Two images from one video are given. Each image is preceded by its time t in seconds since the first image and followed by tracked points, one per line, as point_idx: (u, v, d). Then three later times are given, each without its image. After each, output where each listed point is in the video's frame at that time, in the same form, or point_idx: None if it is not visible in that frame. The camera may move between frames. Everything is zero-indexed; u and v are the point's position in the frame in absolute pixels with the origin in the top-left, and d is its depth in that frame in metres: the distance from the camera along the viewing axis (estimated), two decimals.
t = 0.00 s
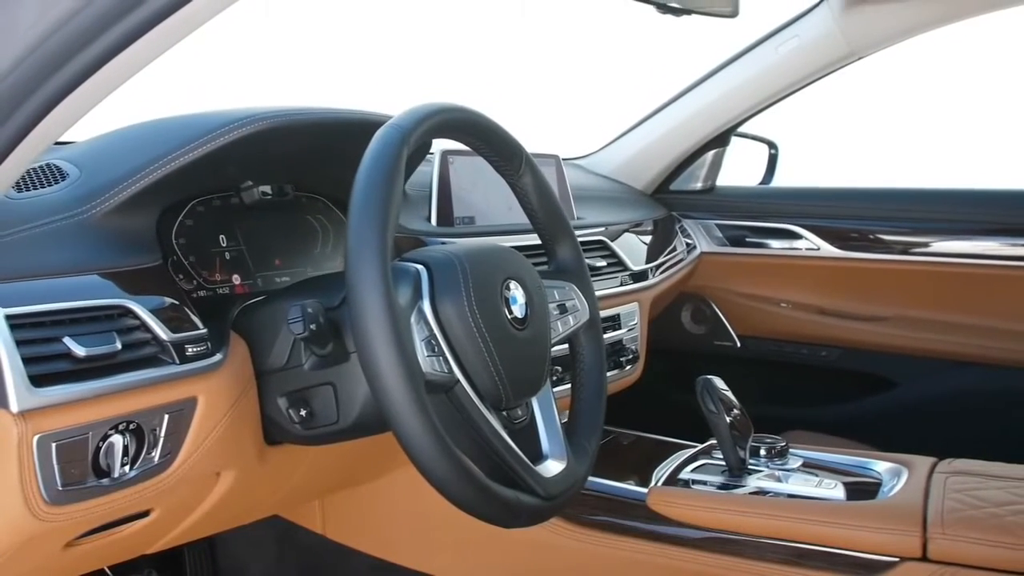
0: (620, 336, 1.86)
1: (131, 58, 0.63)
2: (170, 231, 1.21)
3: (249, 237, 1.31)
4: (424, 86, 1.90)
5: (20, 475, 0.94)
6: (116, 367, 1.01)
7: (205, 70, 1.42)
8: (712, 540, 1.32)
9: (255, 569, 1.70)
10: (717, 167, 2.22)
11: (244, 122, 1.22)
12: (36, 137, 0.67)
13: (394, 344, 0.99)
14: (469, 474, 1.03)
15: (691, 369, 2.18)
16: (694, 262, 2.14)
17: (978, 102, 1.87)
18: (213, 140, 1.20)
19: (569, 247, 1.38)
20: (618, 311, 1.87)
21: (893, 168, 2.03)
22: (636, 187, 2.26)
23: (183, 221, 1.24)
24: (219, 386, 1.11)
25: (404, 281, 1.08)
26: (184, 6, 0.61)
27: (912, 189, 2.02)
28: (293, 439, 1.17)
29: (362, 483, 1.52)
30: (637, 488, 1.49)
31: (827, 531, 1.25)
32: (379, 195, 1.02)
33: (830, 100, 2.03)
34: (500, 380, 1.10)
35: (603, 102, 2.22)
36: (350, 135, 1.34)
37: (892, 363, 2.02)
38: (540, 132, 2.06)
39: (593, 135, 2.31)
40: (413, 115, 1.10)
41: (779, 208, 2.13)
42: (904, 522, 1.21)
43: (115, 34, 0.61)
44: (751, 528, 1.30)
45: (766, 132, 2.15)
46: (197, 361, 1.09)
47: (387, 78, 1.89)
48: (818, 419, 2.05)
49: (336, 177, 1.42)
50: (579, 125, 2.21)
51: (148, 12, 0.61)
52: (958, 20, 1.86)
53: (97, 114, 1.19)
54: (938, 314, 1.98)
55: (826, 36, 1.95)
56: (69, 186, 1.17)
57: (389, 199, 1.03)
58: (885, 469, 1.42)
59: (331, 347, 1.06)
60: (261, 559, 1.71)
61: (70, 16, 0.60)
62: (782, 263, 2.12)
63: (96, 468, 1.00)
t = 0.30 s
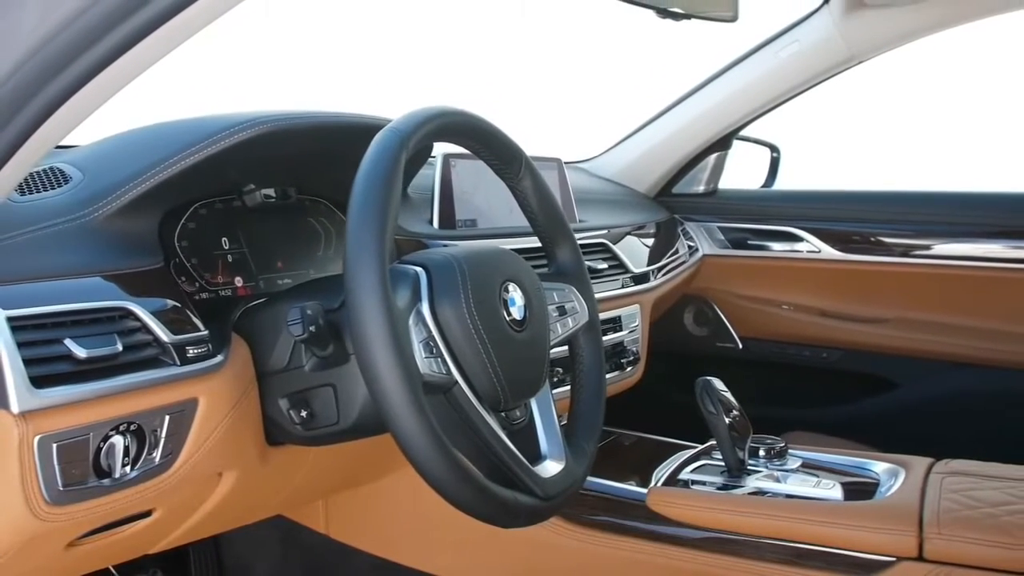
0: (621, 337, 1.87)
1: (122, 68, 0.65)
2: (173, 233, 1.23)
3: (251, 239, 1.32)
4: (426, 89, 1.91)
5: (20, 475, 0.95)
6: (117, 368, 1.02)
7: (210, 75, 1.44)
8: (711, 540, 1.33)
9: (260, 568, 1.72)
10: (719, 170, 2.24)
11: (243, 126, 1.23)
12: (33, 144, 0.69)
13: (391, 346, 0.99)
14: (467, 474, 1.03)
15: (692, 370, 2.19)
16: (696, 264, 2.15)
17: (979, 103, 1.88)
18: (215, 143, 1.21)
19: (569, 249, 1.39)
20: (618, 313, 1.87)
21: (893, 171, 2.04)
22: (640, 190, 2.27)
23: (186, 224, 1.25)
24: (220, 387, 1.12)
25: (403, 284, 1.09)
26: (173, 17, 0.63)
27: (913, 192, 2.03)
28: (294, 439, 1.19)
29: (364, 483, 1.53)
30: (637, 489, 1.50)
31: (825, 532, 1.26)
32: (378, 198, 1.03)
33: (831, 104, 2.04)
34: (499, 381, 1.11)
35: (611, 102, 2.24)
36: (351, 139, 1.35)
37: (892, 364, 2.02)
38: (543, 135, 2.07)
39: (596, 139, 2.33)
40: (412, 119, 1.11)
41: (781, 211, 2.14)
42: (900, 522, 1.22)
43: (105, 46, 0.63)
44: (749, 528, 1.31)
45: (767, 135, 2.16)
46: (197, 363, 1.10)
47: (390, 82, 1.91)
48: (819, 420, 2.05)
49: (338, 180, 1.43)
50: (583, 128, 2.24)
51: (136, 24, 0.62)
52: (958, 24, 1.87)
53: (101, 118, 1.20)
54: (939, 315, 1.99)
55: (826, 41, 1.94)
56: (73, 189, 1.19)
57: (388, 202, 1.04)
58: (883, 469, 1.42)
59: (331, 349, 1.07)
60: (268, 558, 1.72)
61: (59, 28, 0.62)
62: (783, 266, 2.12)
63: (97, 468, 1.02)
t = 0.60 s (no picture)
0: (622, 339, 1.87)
1: (117, 76, 0.67)
2: (175, 235, 1.24)
3: (253, 241, 1.33)
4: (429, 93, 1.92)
5: (20, 475, 0.96)
6: (118, 369, 1.03)
7: (208, 76, 1.44)
8: (709, 540, 1.33)
9: (265, 568, 1.74)
10: (721, 173, 2.26)
11: (245, 129, 1.25)
12: (30, 150, 0.70)
13: (388, 347, 1.00)
14: (463, 474, 1.04)
15: (694, 372, 2.20)
16: (697, 267, 2.16)
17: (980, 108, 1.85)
18: (218, 146, 1.22)
19: (568, 251, 1.39)
20: (619, 316, 1.87)
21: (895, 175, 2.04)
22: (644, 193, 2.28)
23: (188, 226, 1.26)
24: (221, 388, 1.13)
25: (402, 286, 1.10)
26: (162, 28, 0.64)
27: (915, 195, 2.03)
28: (295, 439, 1.20)
29: (367, 484, 1.55)
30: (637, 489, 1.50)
31: (823, 532, 1.26)
32: (376, 201, 1.04)
33: (833, 107, 2.05)
34: (496, 382, 1.12)
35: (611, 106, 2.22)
36: (351, 143, 1.37)
37: (893, 366, 2.02)
38: (545, 137, 2.08)
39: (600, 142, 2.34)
40: (412, 122, 1.13)
41: (783, 214, 2.15)
42: (897, 522, 1.22)
43: (97, 55, 0.64)
44: (748, 528, 1.31)
45: (769, 139, 2.17)
46: (197, 364, 1.12)
47: (396, 85, 1.92)
48: (820, 421, 2.06)
49: (341, 183, 1.44)
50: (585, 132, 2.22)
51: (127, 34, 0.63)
52: (957, 28, 1.88)
53: (104, 121, 1.22)
54: (940, 317, 1.99)
55: (827, 43, 1.97)
56: (76, 191, 1.20)
57: (386, 204, 1.05)
58: (880, 470, 1.43)
59: (331, 350, 1.08)
60: (272, 556, 1.74)
61: (54, 37, 0.63)
62: (784, 268, 2.13)
63: (98, 468, 1.02)
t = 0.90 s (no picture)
0: (624, 341, 1.87)
1: (109, 84, 0.69)
2: (178, 237, 1.25)
3: (255, 244, 1.34)
4: (433, 97, 1.94)
5: (20, 476, 0.97)
6: (118, 371, 1.05)
7: (212, 79, 1.46)
8: (707, 540, 1.34)
9: (270, 567, 1.75)
10: (724, 177, 2.27)
11: (246, 131, 1.25)
12: (29, 154, 0.74)
13: (384, 348, 1.01)
14: (459, 473, 1.05)
15: (697, 373, 2.21)
16: (700, 269, 2.17)
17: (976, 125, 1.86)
18: (220, 147, 1.23)
19: (567, 253, 1.40)
20: (620, 318, 1.87)
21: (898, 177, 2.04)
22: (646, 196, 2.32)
23: (190, 229, 1.27)
24: (221, 389, 1.14)
25: (400, 288, 1.11)
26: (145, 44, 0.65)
27: (917, 198, 2.04)
28: (295, 440, 1.21)
29: (370, 484, 1.56)
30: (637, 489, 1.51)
31: (820, 532, 1.27)
32: (374, 203, 1.05)
33: (835, 111, 2.07)
34: (494, 384, 1.13)
35: (618, 110, 2.23)
36: (353, 146, 1.39)
37: (893, 367, 2.02)
38: (548, 140, 2.10)
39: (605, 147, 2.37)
40: (411, 125, 1.14)
41: (784, 217, 2.16)
42: (892, 522, 1.23)
43: (87, 66, 0.66)
44: (747, 528, 1.32)
45: (772, 143, 2.19)
46: (197, 365, 1.13)
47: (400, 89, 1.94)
48: (820, 421, 2.06)
49: (344, 186, 1.46)
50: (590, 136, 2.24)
51: (115, 48, 0.65)
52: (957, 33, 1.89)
53: (109, 124, 1.23)
54: (941, 319, 1.99)
55: (829, 48, 2.00)
56: (78, 195, 1.21)
57: (384, 207, 1.06)
58: (878, 470, 1.43)
59: (332, 351, 1.10)
60: (277, 557, 1.75)
61: (44, 49, 0.65)
62: (786, 270, 2.14)
63: (98, 468, 1.03)
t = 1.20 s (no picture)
0: (625, 343, 1.87)
1: (108, 88, 0.70)
2: (179, 240, 1.26)
3: (256, 246, 1.35)
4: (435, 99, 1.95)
5: (19, 476, 0.98)
6: (118, 372, 1.06)
7: (212, 85, 1.47)
8: (705, 540, 1.35)
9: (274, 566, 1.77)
10: (727, 180, 2.27)
11: (244, 136, 1.26)
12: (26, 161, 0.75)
13: (382, 349, 1.02)
14: (456, 474, 1.06)
15: (699, 374, 2.22)
16: (703, 271, 2.19)
17: (979, 109, 1.88)
18: (219, 152, 1.24)
19: (566, 255, 1.41)
20: (622, 319, 1.87)
21: (898, 181, 2.05)
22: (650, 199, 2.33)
23: (192, 231, 1.28)
24: (221, 389, 1.15)
25: (398, 290, 1.12)
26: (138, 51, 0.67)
27: (919, 201, 2.04)
28: (296, 440, 1.23)
29: (373, 484, 1.57)
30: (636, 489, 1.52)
31: (818, 532, 1.28)
32: (371, 206, 1.06)
33: (836, 115, 2.07)
34: (492, 385, 1.14)
35: (622, 113, 2.22)
36: (355, 149, 1.40)
37: (894, 368, 2.03)
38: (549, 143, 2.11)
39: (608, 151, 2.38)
40: (409, 128, 1.15)
41: (784, 220, 2.17)
42: (888, 522, 1.23)
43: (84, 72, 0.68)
44: (746, 528, 1.33)
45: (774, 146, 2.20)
46: (198, 367, 1.14)
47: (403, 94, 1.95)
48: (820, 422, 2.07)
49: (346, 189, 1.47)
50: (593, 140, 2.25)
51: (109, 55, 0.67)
52: (957, 37, 1.88)
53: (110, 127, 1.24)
54: (941, 321, 1.99)
55: (830, 53, 1.99)
56: (80, 198, 1.22)
57: (381, 209, 1.07)
58: (876, 470, 1.43)
59: (331, 353, 1.11)
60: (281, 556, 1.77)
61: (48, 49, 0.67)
62: (787, 272, 2.14)
63: (98, 469, 1.04)
